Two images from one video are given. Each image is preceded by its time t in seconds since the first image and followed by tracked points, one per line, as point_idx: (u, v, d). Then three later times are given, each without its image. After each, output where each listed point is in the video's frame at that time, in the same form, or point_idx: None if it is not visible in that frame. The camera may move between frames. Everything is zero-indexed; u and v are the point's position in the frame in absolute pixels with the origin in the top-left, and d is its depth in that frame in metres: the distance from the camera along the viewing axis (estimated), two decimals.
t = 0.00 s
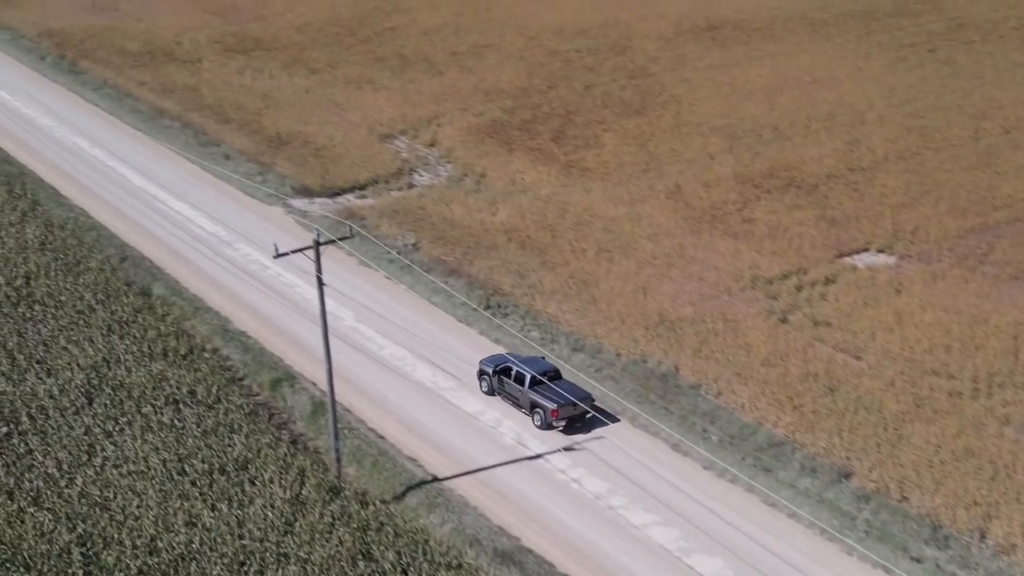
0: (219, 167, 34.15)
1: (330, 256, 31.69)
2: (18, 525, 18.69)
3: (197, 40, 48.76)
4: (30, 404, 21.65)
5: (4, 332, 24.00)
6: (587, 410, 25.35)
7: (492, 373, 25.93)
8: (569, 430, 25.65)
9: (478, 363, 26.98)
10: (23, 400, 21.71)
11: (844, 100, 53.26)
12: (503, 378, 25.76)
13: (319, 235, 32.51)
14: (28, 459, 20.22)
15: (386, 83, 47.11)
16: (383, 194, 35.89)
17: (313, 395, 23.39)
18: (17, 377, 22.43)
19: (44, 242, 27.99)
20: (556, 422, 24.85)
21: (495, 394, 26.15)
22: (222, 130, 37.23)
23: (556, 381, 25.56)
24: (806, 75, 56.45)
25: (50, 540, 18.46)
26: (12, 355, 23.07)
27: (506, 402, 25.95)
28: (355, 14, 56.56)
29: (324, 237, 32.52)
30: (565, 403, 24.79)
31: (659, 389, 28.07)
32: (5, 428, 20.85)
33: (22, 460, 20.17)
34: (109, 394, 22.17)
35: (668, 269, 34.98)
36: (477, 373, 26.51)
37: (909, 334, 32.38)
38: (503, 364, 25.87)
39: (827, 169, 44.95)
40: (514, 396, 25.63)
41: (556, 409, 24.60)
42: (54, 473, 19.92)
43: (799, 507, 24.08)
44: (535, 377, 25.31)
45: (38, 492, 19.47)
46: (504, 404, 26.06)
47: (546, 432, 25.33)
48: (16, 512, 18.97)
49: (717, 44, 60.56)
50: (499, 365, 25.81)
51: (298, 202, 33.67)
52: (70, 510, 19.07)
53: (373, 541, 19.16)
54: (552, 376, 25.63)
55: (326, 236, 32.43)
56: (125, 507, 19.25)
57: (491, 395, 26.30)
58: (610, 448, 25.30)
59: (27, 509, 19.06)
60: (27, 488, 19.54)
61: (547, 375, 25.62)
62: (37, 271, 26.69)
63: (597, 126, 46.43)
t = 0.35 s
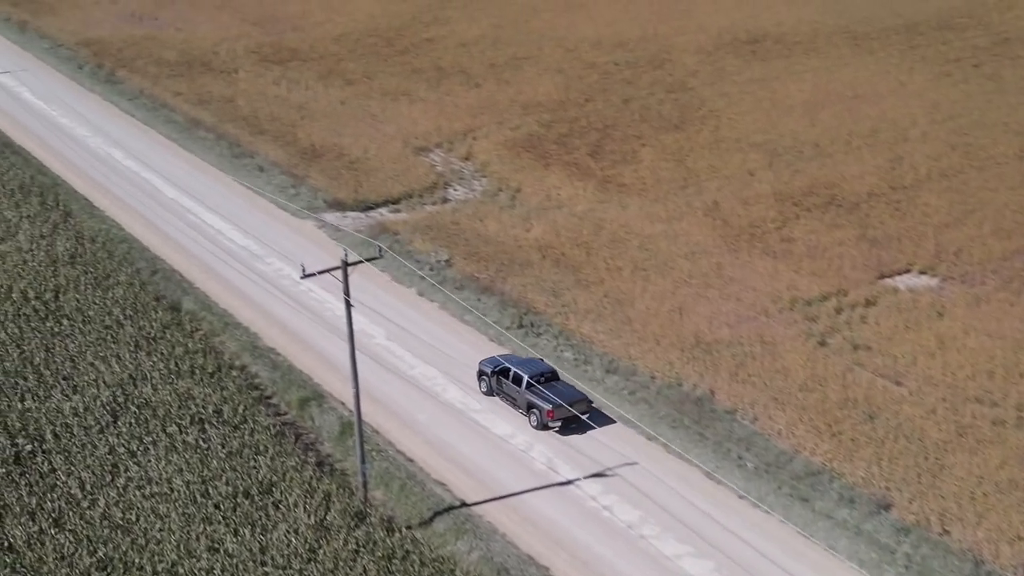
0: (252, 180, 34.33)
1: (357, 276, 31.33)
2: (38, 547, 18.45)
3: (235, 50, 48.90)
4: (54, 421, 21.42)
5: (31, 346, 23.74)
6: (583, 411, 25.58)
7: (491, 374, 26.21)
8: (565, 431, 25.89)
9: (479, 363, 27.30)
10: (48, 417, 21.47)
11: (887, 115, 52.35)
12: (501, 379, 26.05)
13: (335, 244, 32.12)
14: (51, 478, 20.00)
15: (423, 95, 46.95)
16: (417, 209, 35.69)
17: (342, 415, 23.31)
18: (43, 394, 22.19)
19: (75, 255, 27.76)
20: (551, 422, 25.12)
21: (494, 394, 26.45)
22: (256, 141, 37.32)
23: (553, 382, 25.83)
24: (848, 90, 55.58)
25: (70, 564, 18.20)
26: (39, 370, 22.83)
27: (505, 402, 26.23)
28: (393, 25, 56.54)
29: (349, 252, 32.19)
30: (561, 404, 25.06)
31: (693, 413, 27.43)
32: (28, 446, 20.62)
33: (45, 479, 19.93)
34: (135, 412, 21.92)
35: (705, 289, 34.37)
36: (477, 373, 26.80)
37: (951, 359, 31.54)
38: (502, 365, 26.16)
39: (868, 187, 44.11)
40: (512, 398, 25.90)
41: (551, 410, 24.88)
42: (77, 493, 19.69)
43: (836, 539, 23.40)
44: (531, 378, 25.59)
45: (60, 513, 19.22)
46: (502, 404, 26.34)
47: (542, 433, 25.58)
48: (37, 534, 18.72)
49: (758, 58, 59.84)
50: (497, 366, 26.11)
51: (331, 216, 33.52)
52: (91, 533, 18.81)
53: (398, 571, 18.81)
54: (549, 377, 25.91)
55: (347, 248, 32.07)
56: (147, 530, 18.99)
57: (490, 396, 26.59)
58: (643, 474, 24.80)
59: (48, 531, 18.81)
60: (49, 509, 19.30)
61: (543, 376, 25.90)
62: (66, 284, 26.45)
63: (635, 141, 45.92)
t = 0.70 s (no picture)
0: (286, 194, 34.40)
1: (385, 296, 30.83)
2: None
3: (271, 59, 48.72)
4: (76, 443, 21.01)
5: (55, 363, 23.32)
6: (580, 413, 25.59)
7: (491, 374, 26.28)
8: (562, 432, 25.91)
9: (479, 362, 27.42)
10: (70, 438, 21.06)
11: (933, 132, 51.08)
12: (500, 380, 26.11)
13: (366, 259, 31.95)
14: (70, 502, 19.59)
15: (459, 106, 46.47)
16: (451, 225, 35.26)
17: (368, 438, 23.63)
18: (66, 414, 21.79)
19: (103, 270, 27.31)
20: (547, 423, 25.19)
21: (492, 395, 26.50)
22: (290, 152, 37.28)
23: (551, 384, 25.89)
24: (892, 105, 54.35)
25: None
26: (63, 390, 22.45)
27: (503, 403, 26.28)
28: (430, 35, 56.17)
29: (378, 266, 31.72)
30: (557, 404, 25.11)
31: (731, 442, 26.49)
32: (49, 469, 20.25)
33: (65, 503, 19.53)
34: (157, 434, 21.45)
35: (744, 311, 33.44)
36: (477, 374, 26.89)
37: (999, 389, 30.39)
38: (501, 365, 26.23)
39: (913, 205, 42.92)
40: (510, 399, 25.94)
41: (547, 410, 24.95)
42: (96, 519, 19.24)
43: None
44: (529, 378, 25.66)
45: (78, 539, 18.81)
46: (500, 404, 26.39)
47: (538, 434, 25.60)
48: (54, 561, 18.31)
49: (801, 71, 58.76)
50: (496, 366, 26.21)
51: (363, 231, 33.35)
52: (109, 561, 18.37)
53: None
54: (547, 378, 25.97)
55: (374, 261, 31.78)
56: (166, 559, 18.51)
57: (488, 396, 26.65)
58: (677, 506, 24.00)
59: (64, 558, 18.40)
60: (67, 535, 18.89)
61: (541, 377, 25.97)
62: (93, 299, 25.99)
63: (674, 156, 45.09)
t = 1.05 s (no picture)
0: (313, 205, 34.36)
1: (406, 314, 30.07)
2: None
3: (300, 68, 48.38)
4: (90, 465, 20.50)
5: (71, 380, 22.86)
6: (574, 415, 25.72)
7: (488, 375, 26.39)
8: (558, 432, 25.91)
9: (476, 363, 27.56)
10: (84, 460, 20.55)
11: (973, 147, 49.81)
12: (497, 381, 26.21)
13: (395, 275, 31.59)
14: (82, 527, 19.07)
15: (488, 117, 45.87)
16: (479, 239, 34.72)
17: (390, 461, 23.17)
18: (80, 433, 21.31)
19: (123, 284, 26.76)
20: (542, 425, 25.26)
21: (488, 396, 26.59)
22: (317, 162, 37.37)
23: (545, 386, 26.04)
24: (932, 119, 53.09)
25: None
26: (78, 408, 21.99)
27: (499, 404, 26.35)
28: (462, 44, 55.63)
29: (406, 282, 31.30)
30: (552, 406, 25.22)
31: (765, 470, 25.50)
32: (62, 491, 19.76)
33: (76, 528, 19.00)
34: (173, 456, 20.92)
35: (780, 332, 32.41)
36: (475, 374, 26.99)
37: None
38: (497, 366, 26.38)
39: (954, 223, 41.72)
40: (506, 400, 26.03)
41: (542, 411, 25.03)
42: (108, 545, 18.69)
43: None
44: (524, 380, 25.77)
45: (89, 566, 18.23)
46: (495, 405, 26.46)
47: (533, 435, 25.61)
48: None
49: (838, 83, 57.62)
50: (493, 367, 26.34)
51: (389, 245, 33.06)
52: None
53: None
54: (542, 380, 26.09)
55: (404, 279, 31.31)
56: None
57: (485, 397, 26.74)
58: (707, 537, 23.15)
59: None
60: (78, 562, 18.32)
61: (537, 380, 26.08)
62: (112, 314, 25.49)
63: (708, 169, 44.15)
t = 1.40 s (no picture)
0: (339, 220, 34.04)
1: (430, 334, 28.99)
2: None
3: (330, 78, 47.89)
4: (100, 494, 19.87)
5: (85, 403, 22.34)
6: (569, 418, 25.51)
7: (485, 378, 26.29)
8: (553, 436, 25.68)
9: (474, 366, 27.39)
10: (94, 488, 19.94)
11: (1018, 165, 48.22)
12: (493, 384, 26.11)
13: (423, 295, 30.80)
14: (89, 559, 18.37)
15: (520, 130, 45.00)
16: (507, 257, 33.87)
17: (412, 491, 22.35)
18: (91, 460, 20.72)
19: (141, 302, 26.17)
20: (536, 427, 25.05)
21: (485, 399, 26.46)
22: (345, 177, 37.19)
23: (541, 389, 25.87)
24: (975, 135, 51.54)
25: None
26: (90, 433, 21.44)
27: (495, 407, 26.21)
28: (493, 55, 54.90)
29: (433, 301, 30.53)
30: (546, 408, 25.04)
31: (802, 505, 24.32)
32: (70, 520, 19.13)
33: (83, 560, 18.31)
34: (185, 485, 20.25)
35: (819, 357, 31.12)
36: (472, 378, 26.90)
37: None
38: (494, 369, 26.29)
39: (999, 244, 40.21)
40: (502, 403, 25.88)
41: (535, 413, 24.84)
42: None
43: None
44: (520, 383, 25.66)
45: None
46: (492, 408, 26.30)
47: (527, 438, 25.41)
48: None
49: (878, 97, 56.22)
50: (490, 370, 26.27)
51: (415, 262, 32.41)
52: None
53: None
54: (538, 384, 25.95)
55: (430, 299, 30.52)
56: None
57: (482, 400, 26.60)
58: None
59: None
60: None
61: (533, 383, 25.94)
62: (128, 333, 24.94)
63: (744, 186, 42.97)
